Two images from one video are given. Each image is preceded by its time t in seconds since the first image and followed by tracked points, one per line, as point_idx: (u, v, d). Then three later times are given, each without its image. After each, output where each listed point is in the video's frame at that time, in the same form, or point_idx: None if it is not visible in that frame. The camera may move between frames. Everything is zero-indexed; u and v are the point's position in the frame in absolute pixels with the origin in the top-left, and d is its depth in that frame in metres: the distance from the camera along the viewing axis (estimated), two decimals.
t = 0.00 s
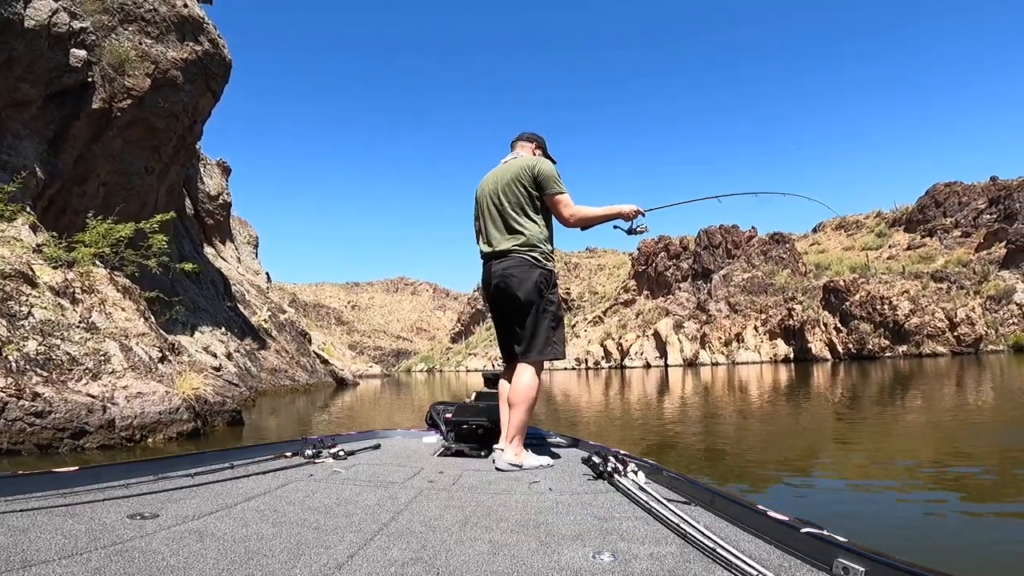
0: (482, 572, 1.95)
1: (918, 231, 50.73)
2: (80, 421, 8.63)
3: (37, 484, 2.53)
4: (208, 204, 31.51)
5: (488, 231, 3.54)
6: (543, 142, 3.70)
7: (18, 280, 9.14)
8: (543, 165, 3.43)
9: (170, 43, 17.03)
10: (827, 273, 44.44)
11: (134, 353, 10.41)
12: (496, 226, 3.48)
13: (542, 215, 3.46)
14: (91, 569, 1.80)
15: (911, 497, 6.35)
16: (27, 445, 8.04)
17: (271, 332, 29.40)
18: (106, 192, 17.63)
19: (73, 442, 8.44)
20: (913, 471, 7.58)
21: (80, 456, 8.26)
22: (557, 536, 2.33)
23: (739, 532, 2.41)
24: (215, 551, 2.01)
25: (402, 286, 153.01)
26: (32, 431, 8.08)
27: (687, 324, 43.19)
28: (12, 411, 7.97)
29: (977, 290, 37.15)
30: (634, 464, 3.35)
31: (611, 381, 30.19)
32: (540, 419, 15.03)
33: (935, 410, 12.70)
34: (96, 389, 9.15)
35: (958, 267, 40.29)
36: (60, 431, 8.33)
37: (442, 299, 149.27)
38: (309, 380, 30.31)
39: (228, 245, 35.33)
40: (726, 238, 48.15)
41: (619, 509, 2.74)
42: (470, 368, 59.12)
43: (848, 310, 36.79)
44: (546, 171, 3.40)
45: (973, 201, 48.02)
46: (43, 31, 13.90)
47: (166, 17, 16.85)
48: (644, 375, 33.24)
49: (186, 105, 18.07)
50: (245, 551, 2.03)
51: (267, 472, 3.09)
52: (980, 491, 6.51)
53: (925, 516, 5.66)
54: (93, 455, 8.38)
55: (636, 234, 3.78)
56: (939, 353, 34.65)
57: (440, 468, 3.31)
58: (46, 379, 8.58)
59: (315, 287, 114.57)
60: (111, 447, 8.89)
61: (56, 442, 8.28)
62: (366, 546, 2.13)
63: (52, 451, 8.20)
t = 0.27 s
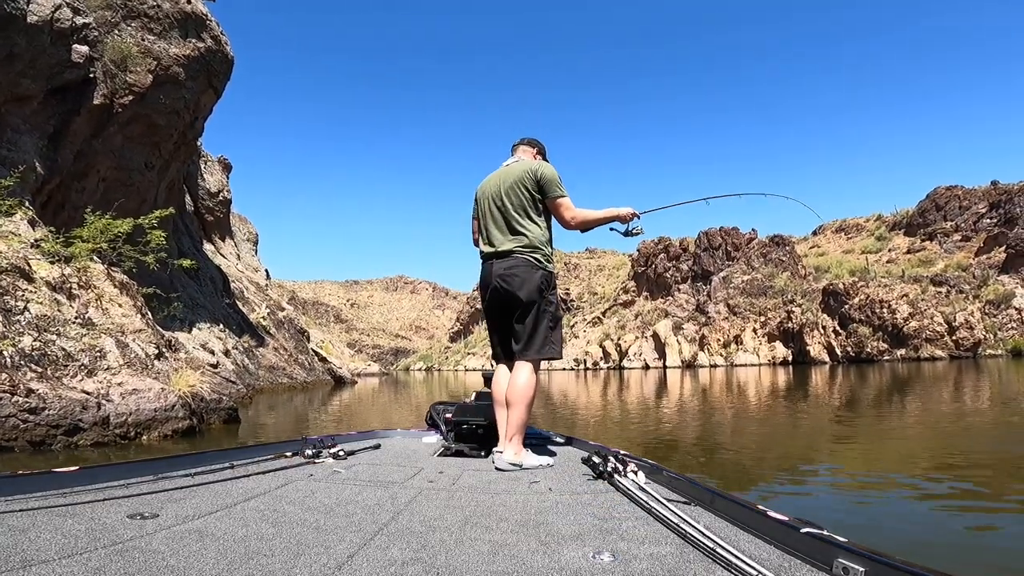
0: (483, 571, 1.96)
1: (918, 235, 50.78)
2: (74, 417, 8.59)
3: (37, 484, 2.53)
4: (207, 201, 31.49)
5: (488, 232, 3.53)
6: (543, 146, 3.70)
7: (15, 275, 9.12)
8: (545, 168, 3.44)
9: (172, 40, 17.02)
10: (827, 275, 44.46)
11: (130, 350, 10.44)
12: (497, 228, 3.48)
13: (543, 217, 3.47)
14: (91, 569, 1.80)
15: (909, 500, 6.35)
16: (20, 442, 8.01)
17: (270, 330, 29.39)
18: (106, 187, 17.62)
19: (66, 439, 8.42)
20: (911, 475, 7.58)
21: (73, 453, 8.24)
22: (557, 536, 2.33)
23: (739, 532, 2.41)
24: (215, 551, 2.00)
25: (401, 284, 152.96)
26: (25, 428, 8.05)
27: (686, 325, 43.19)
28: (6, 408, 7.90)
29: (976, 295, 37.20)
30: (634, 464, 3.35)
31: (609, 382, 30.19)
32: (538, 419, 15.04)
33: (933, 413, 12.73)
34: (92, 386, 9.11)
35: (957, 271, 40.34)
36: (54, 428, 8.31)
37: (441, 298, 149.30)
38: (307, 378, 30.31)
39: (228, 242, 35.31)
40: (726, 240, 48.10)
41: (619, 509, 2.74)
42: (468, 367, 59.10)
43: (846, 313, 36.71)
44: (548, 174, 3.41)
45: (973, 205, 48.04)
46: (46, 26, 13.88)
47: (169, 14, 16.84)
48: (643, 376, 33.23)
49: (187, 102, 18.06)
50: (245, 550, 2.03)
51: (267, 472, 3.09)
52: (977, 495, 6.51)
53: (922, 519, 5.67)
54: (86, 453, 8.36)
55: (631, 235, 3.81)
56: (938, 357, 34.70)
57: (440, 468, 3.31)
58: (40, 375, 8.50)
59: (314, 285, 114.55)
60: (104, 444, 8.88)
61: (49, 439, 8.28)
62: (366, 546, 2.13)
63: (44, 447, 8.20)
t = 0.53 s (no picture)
0: (483, 572, 1.96)
1: (917, 238, 50.83)
2: (68, 415, 8.61)
3: (37, 484, 2.53)
4: (207, 199, 31.47)
5: (484, 236, 3.52)
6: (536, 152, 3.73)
7: (11, 272, 9.10)
8: (541, 175, 3.49)
9: (172, 37, 17.01)
10: (826, 277, 44.50)
11: (125, 347, 10.41)
12: (494, 231, 3.47)
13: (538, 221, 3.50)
14: (92, 569, 1.81)
15: (908, 502, 6.35)
16: (13, 440, 8.04)
17: (268, 328, 29.37)
18: (105, 184, 17.60)
19: (61, 437, 8.43)
20: (909, 476, 7.59)
21: (67, 452, 8.24)
22: (557, 536, 2.33)
23: (739, 531, 2.42)
24: (215, 551, 2.01)
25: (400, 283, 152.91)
26: (18, 425, 8.08)
27: (685, 326, 43.18)
28: None
29: (975, 297, 37.25)
30: (635, 464, 3.35)
31: (608, 382, 30.19)
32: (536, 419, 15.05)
33: (932, 415, 12.76)
34: (86, 383, 9.11)
35: (956, 273, 40.38)
36: (48, 426, 8.33)
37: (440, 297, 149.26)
38: (305, 377, 30.29)
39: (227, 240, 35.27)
40: (726, 241, 48.07)
41: (619, 508, 2.74)
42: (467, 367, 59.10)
43: (845, 315, 36.69)
44: (544, 180, 3.46)
45: (973, 208, 48.09)
46: (46, 23, 13.85)
47: (170, 11, 16.83)
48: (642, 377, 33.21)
49: (187, 99, 18.06)
50: (246, 550, 2.03)
51: (267, 472, 3.09)
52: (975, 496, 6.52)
53: (920, 520, 5.68)
54: (80, 451, 8.37)
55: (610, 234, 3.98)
56: (936, 359, 34.74)
57: (440, 468, 3.31)
58: (35, 373, 8.51)
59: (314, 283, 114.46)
60: (99, 442, 8.89)
61: (43, 437, 8.30)
62: (366, 546, 2.13)
63: (38, 445, 8.22)
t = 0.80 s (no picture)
0: (483, 571, 1.96)
1: (915, 237, 50.90)
2: (62, 416, 8.59)
3: (37, 483, 2.53)
4: (205, 198, 31.43)
5: (482, 240, 3.59)
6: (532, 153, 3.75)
7: (6, 271, 9.07)
8: (537, 177, 3.51)
9: (170, 36, 16.99)
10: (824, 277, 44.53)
11: (121, 346, 10.36)
12: (490, 235, 3.53)
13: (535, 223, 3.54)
14: (92, 569, 1.81)
15: (906, 501, 6.36)
16: (8, 439, 8.02)
17: (266, 328, 29.34)
18: (102, 184, 17.58)
19: (55, 437, 8.42)
20: (906, 476, 7.61)
21: (61, 452, 8.22)
22: (557, 536, 2.33)
23: (738, 531, 2.42)
24: (215, 551, 2.01)
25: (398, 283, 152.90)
26: (13, 425, 8.07)
27: (683, 326, 43.17)
28: None
29: (973, 297, 37.31)
30: (635, 464, 3.36)
31: (607, 382, 30.17)
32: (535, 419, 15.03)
33: (930, 415, 12.78)
34: (82, 383, 9.08)
35: (955, 273, 40.44)
36: (42, 426, 8.32)
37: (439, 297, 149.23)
38: (303, 377, 30.25)
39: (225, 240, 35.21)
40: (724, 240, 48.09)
41: (619, 507, 2.75)
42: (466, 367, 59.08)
43: (844, 314, 36.75)
44: (540, 183, 3.49)
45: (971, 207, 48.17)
46: (43, 23, 13.60)
47: (167, 10, 16.82)
48: (641, 377, 33.19)
49: (185, 99, 18.05)
50: (246, 551, 2.03)
51: (267, 472, 3.09)
52: (973, 496, 6.54)
53: (919, 519, 5.69)
54: (75, 451, 8.34)
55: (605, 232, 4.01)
56: (935, 358, 34.78)
57: (440, 468, 3.31)
58: (30, 372, 8.48)
59: (312, 283, 114.36)
60: (94, 442, 8.87)
61: (38, 437, 8.29)
62: (366, 546, 2.13)
63: (32, 446, 8.20)
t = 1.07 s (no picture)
0: (483, 571, 1.95)
1: (914, 235, 50.92)
2: (59, 417, 8.57)
3: (37, 483, 2.53)
4: (203, 199, 31.42)
5: (492, 243, 3.61)
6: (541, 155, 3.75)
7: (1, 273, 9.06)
8: (546, 180, 3.52)
9: (167, 37, 16.99)
10: (824, 275, 44.54)
11: (119, 348, 10.33)
12: (502, 237, 3.55)
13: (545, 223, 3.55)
14: (92, 569, 1.80)
15: (909, 500, 6.34)
16: (4, 441, 8.02)
17: (265, 329, 29.31)
18: (99, 184, 17.55)
19: (52, 439, 8.40)
20: (909, 475, 7.57)
21: (58, 454, 8.20)
22: (557, 536, 2.33)
23: (739, 531, 2.42)
24: (215, 551, 2.00)
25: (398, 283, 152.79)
26: (9, 428, 8.06)
27: (683, 325, 43.13)
28: None
29: (973, 294, 37.31)
30: (635, 464, 3.35)
31: (607, 381, 30.17)
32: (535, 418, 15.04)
33: (930, 413, 12.79)
34: (79, 385, 9.06)
35: (954, 271, 40.45)
36: (39, 428, 8.31)
37: (439, 297, 149.25)
38: (303, 377, 30.22)
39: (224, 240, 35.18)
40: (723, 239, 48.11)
41: (620, 508, 2.74)
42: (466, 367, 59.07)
43: (844, 312, 36.83)
44: (550, 184, 3.49)
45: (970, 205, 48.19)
46: (39, 23, 13.88)
47: (164, 11, 16.82)
48: (641, 376, 33.18)
49: (182, 99, 18.01)
50: (246, 550, 2.02)
51: (267, 472, 3.08)
52: (976, 494, 6.52)
53: (921, 519, 5.67)
54: (72, 453, 8.32)
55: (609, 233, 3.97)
56: (934, 356, 34.78)
57: (440, 469, 3.30)
58: (26, 374, 8.46)
59: (312, 284, 114.33)
60: (92, 444, 8.85)
61: (34, 439, 8.27)
62: (366, 546, 2.12)
63: (29, 448, 8.19)
